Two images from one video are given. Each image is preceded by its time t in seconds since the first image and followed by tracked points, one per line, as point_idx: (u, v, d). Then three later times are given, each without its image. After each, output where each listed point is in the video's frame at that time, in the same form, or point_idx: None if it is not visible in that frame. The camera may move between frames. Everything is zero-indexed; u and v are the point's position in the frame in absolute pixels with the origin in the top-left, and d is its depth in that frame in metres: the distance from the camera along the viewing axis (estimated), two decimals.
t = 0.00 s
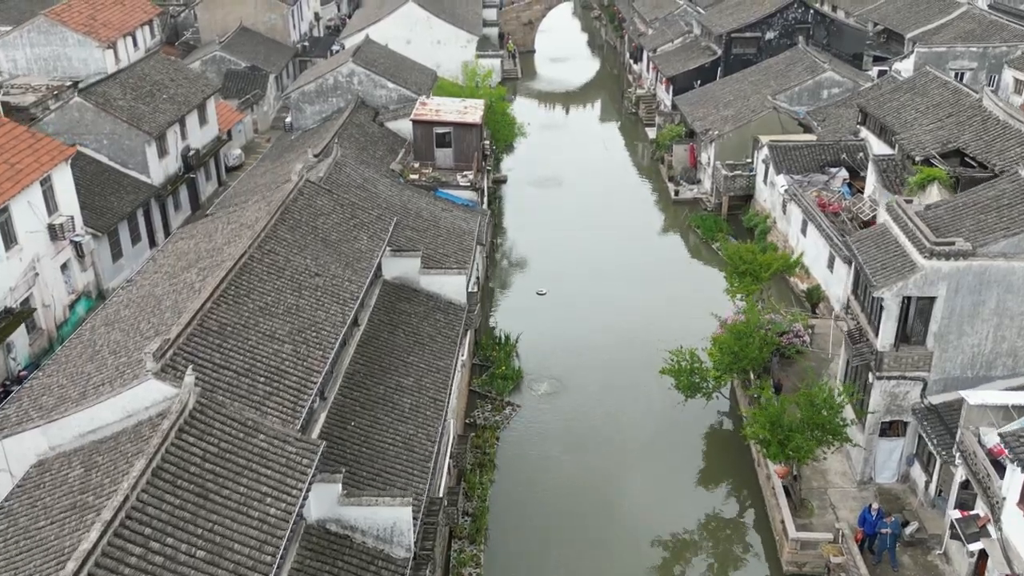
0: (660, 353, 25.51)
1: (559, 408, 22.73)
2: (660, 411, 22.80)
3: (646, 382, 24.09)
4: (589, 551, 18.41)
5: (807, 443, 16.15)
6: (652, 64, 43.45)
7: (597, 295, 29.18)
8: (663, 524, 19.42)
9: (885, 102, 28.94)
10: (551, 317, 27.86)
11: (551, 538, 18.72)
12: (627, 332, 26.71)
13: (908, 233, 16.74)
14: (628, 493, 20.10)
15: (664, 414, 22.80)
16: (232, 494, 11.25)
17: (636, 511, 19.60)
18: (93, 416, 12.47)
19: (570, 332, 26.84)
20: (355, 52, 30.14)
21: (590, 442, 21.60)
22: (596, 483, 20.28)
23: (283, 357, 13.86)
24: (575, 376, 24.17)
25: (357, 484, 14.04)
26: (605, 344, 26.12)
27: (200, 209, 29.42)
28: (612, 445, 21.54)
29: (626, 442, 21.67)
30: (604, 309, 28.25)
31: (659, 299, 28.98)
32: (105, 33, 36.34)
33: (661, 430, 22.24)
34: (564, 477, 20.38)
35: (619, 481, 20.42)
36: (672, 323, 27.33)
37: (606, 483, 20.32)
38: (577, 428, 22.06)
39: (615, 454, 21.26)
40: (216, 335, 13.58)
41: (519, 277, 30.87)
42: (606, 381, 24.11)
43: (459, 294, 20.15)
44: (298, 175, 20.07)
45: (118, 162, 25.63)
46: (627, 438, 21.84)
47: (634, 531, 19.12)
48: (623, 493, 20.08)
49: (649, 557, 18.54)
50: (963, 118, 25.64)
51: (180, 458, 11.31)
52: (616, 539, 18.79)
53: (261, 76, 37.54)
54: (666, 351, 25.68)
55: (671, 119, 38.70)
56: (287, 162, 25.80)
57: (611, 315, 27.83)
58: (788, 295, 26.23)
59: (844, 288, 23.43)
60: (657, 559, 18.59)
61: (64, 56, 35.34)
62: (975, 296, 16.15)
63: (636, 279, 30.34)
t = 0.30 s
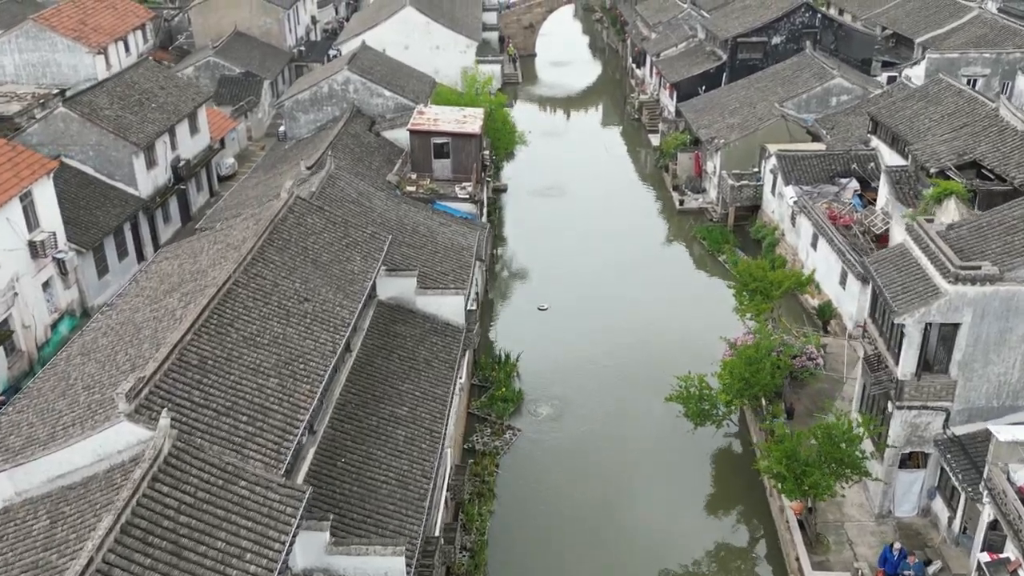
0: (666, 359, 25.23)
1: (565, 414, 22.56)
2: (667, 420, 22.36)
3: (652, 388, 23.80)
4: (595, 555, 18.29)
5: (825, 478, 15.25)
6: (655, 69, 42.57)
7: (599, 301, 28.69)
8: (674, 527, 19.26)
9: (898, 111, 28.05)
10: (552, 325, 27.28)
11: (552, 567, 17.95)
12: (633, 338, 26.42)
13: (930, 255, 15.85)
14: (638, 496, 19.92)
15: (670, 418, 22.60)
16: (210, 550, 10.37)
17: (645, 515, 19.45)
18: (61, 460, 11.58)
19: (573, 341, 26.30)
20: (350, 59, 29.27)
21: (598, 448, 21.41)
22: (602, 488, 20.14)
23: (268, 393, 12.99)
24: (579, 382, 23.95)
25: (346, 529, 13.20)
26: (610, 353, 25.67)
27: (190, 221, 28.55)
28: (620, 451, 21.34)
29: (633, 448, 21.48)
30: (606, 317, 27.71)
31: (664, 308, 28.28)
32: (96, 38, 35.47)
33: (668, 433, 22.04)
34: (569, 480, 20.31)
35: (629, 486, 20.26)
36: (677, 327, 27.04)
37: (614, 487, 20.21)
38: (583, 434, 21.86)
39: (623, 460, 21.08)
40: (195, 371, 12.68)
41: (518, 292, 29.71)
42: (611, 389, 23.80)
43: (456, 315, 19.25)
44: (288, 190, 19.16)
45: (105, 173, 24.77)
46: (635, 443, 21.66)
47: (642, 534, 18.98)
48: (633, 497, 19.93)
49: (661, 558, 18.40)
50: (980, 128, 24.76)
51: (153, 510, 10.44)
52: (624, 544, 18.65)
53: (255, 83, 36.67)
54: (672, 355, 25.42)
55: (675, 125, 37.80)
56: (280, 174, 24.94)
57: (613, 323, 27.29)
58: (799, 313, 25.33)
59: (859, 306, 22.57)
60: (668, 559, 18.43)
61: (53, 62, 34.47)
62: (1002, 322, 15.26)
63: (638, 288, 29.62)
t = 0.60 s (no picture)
0: (667, 359, 25.11)
1: (568, 417, 22.42)
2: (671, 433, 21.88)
3: (653, 388, 23.71)
4: (600, 557, 18.15)
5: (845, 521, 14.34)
6: (658, 75, 41.64)
7: (601, 304, 28.42)
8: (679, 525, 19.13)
9: (911, 121, 27.07)
10: (554, 326, 27.07)
11: None
12: (635, 337, 26.31)
13: (957, 283, 14.92)
14: (643, 497, 19.78)
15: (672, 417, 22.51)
16: None
17: (649, 514, 19.33)
18: (23, 517, 10.67)
19: (574, 343, 26.09)
20: (346, 67, 28.35)
21: (600, 450, 21.26)
22: (606, 489, 20.00)
23: (249, 439, 12.05)
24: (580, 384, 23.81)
25: None
26: (611, 354, 25.52)
27: (180, 235, 27.64)
28: (623, 452, 21.21)
29: (636, 448, 21.36)
30: (609, 317, 27.56)
31: (666, 311, 27.94)
32: (85, 44, 34.58)
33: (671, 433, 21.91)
34: (574, 483, 20.16)
35: (633, 486, 20.13)
36: (678, 327, 26.95)
37: (618, 488, 20.06)
38: (586, 436, 21.72)
39: (626, 461, 20.94)
40: (170, 417, 11.73)
41: (518, 307, 28.72)
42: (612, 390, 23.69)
43: (454, 341, 18.32)
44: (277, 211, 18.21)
45: (90, 189, 23.86)
46: (638, 444, 21.52)
47: (648, 534, 18.85)
48: (638, 497, 19.78)
49: (668, 557, 18.26)
50: (999, 141, 23.80)
51: None
52: (630, 544, 18.51)
53: (250, 90, 35.76)
54: (673, 355, 25.32)
55: (680, 134, 36.83)
56: (271, 189, 24.02)
57: (617, 324, 27.08)
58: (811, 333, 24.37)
59: (874, 327, 21.68)
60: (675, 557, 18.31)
61: (41, 69, 33.56)
62: None
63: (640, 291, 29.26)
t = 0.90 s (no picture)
0: (667, 360, 25.22)
1: (569, 419, 22.49)
2: (672, 435, 21.93)
3: (653, 389, 23.85)
4: (604, 555, 18.25)
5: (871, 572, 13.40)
6: (662, 81, 40.68)
7: (604, 305, 28.40)
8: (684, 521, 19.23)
9: (925, 133, 26.09)
10: (555, 328, 27.09)
11: None
12: (636, 337, 26.42)
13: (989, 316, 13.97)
14: (643, 496, 19.86)
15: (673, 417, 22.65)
16: None
17: (653, 512, 19.44)
18: None
19: (576, 345, 26.06)
20: (341, 77, 27.41)
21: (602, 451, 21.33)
22: (609, 489, 20.10)
23: (227, 494, 11.11)
24: (581, 385, 23.92)
25: None
26: (611, 355, 25.61)
27: (169, 250, 26.72)
28: (624, 453, 21.30)
29: (637, 448, 21.47)
30: (611, 318, 27.64)
31: (669, 313, 27.89)
32: (73, 51, 33.67)
33: (672, 432, 22.03)
34: (576, 484, 20.20)
35: (636, 486, 20.21)
36: (678, 328, 27.12)
37: (621, 487, 20.14)
38: (588, 438, 21.78)
39: (628, 461, 21.04)
40: (140, 471, 10.78)
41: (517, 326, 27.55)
42: (612, 390, 23.82)
43: (451, 370, 17.37)
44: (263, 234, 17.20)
45: (73, 205, 22.91)
46: (639, 444, 21.64)
47: (651, 531, 18.96)
48: (641, 497, 19.86)
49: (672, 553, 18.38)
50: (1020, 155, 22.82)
51: None
52: (634, 542, 18.60)
53: (243, 98, 34.84)
54: (672, 355, 25.45)
55: (685, 143, 35.85)
56: (262, 206, 23.08)
57: (620, 325, 27.11)
58: (825, 356, 23.39)
59: (890, 349, 20.78)
60: (680, 552, 18.45)
61: (28, 77, 32.65)
62: None
63: (643, 292, 29.19)
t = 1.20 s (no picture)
0: (667, 361, 25.20)
1: (570, 422, 22.53)
2: (672, 436, 22.00)
3: (654, 390, 23.86)
4: (604, 555, 18.32)
5: None
6: (666, 88, 39.74)
7: (605, 305, 28.28)
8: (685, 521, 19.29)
9: (940, 145, 25.12)
10: (556, 327, 27.06)
11: None
12: (636, 338, 26.40)
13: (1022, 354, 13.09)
14: (643, 497, 19.96)
15: (673, 418, 22.71)
16: None
17: (653, 512, 19.53)
18: None
19: (577, 353, 25.69)
20: (334, 86, 26.47)
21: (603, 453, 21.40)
22: (609, 490, 20.16)
23: (200, 555, 10.21)
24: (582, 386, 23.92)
25: None
26: (612, 356, 25.64)
27: (156, 266, 25.81)
28: (625, 455, 21.36)
29: (637, 450, 21.54)
30: (612, 318, 27.55)
31: (671, 313, 27.80)
32: (61, 59, 32.77)
33: (672, 434, 22.06)
34: (576, 486, 20.23)
35: (635, 488, 20.28)
36: (678, 329, 27.05)
37: (621, 489, 20.21)
38: (590, 441, 21.81)
39: (628, 463, 21.09)
40: (103, 534, 9.87)
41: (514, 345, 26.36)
42: (613, 392, 23.88)
43: (446, 402, 16.44)
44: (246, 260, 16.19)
45: (54, 222, 22.00)
46: (639, 446, 21.71)
47: (652, 532, 19.03)
48: (641, 499, 19.92)
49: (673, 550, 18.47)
50: None
51: None
52: (635, 542, 18.67)
53: (236, 106, 33.91)
54: (672, 355, 25.44)
55: (690, 152, 34.95)
56: (252, 223, 22.15)
57: (620, 325, 27.07)
58: (837, 380, 22.43)
59: (908, 375, 19.81)
60: (682, 551, 18.51)
61: (14, 86, 31.75)
62: None
63: (645, 292, 29.06)
